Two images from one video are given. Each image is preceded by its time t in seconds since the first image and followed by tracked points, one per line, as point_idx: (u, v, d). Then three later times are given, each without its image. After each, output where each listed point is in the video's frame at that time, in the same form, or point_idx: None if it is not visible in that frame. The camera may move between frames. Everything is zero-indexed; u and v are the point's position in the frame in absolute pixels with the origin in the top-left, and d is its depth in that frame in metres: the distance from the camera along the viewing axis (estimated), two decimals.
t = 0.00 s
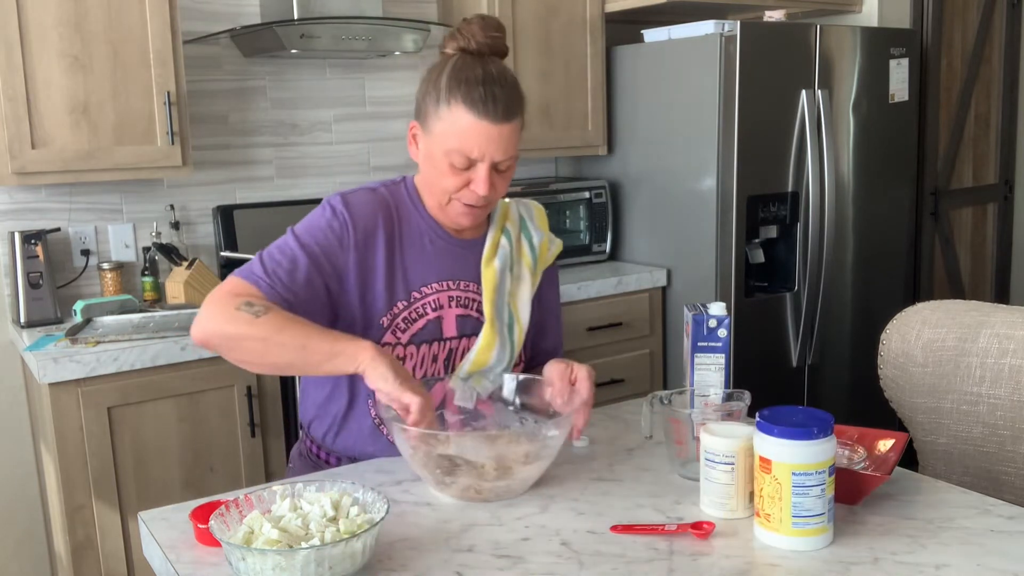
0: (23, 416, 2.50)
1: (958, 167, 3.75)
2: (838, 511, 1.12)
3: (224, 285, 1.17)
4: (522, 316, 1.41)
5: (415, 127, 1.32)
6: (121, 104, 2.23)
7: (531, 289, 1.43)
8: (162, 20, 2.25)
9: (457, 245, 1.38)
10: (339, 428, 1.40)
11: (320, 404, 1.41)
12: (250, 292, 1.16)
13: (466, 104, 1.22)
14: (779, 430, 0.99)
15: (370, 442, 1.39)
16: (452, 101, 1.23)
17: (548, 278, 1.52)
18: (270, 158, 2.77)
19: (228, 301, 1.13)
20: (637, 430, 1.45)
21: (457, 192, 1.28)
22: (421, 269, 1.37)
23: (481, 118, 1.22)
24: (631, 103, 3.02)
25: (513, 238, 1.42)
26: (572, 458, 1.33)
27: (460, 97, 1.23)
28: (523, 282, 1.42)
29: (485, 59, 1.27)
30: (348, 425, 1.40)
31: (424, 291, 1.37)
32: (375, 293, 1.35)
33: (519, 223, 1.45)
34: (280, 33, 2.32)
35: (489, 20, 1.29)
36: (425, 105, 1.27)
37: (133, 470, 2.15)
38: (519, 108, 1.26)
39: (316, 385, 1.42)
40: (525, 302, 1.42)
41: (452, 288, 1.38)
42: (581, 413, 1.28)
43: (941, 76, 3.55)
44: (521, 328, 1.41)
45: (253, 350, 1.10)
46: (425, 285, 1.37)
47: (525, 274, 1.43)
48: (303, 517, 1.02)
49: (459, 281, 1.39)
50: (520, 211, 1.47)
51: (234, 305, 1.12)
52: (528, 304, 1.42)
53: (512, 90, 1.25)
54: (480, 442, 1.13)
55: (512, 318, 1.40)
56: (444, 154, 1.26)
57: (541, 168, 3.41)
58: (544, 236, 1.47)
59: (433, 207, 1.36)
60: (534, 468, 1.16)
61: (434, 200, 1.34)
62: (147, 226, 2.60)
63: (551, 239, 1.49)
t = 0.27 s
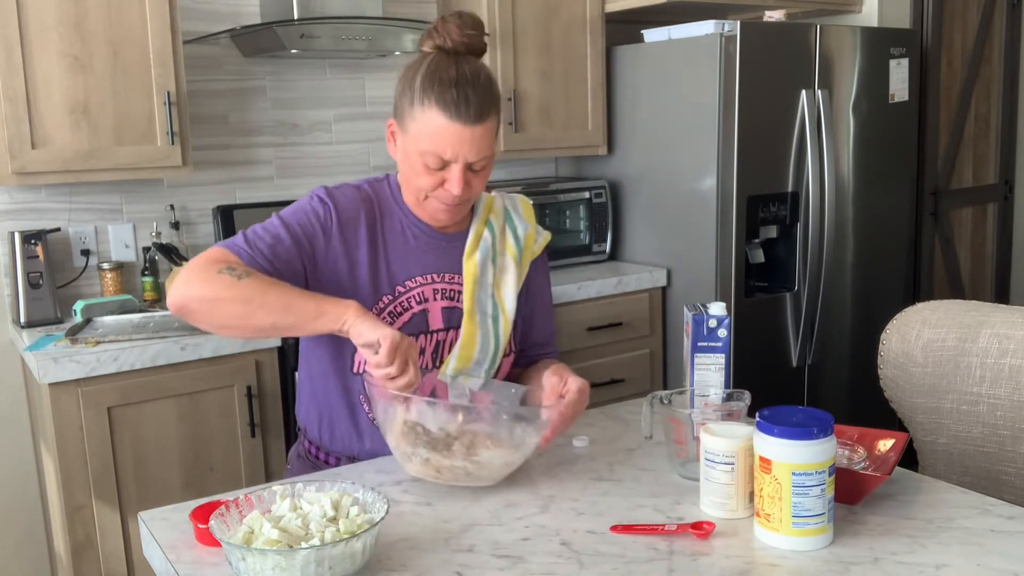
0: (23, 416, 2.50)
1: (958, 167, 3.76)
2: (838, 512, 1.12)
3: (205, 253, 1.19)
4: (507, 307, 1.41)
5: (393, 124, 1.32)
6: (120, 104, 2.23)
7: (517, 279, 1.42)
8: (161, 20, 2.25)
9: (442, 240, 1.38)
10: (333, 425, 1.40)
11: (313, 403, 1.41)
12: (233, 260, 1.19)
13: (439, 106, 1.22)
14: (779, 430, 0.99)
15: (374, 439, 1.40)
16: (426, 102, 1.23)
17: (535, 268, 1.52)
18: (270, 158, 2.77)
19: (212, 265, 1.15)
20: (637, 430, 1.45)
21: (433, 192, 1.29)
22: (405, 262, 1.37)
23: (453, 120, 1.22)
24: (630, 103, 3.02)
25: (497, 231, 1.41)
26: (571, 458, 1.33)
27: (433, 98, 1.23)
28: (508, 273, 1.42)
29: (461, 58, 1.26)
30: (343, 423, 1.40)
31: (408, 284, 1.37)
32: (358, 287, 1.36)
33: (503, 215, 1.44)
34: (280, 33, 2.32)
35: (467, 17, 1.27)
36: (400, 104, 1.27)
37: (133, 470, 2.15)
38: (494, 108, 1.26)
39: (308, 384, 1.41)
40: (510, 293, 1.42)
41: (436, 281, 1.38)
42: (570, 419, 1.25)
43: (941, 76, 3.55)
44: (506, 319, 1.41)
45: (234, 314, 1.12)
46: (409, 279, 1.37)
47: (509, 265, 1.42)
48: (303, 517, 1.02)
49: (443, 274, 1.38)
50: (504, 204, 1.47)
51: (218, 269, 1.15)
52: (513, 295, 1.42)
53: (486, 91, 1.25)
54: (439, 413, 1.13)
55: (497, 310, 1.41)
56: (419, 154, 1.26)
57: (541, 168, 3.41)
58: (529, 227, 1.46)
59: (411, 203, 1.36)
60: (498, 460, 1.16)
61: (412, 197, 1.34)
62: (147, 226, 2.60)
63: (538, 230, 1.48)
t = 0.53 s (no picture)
0: (23, 416, 2.50)
1: (958, 167, 3.76)
2: (838, 512, 1.12)
3: (216, 261, 1.18)
4: (504, 304, 1.43)
5: (395, 122, 1.32)
6: (120, 104, 2.23)
7: (513, 277, 1.44)
8: (161, 20, 2.25)
9: (440, 237, 1.38)
10: (331, 425, 1.40)
11: (310, 403, 1.42)
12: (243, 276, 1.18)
13: (442, 105, 1.22)
14: (779, 430, 0.99)
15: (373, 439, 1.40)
16: (429, 102, 1.23)
17: (531, 272, 1.52)
18: (270, 158, 2.77)
19: (222, 282, 1.14)
20: (637, 430, 1.45)
21: (433, 191, 1.29)
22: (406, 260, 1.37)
23: (457, 120, 1.22)
24: (631, 103, 3.02)
25: (493, 230, 1.42)
26: (571, 458, 1.33)
27: (437, 98, 1.23)
28: (505, 272, 1.43)
29: (466, 59, 1.26)
30: (341, 423, 1.40)
31: (409, 282, 1.37)
32: (359, 284, 1.35)
33: (500, 215, 1.45)
34: (280, 33, 2.32)
35: (472, 18, 1.27)
36: (403, 103, 1.27)
37: (133, 470, 2.15)
38: (497, 109, 1.26)
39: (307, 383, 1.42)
40: (507, 291, 1.43)
41: (436, 279, 1.38)
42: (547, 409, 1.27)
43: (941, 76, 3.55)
44: (504, 317, 1.42)
45: (237, 340, 1.11)
46: (410, 277, 1.37)
47: (506, 263, 1.43)
48: (303, 517, 1.02)
49: (443, 272, 1.39)
50: (500, 203, 1.47)
51: (229, 288, 1.14)
52: (510, 293, 1.43)
53: (490, 92, 1.25)
54: (408, 435, 1.13)
55: (494, 308, 1.42)
56: (421, 153, 1.26)
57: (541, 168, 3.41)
58: (524, 227, 1.47)
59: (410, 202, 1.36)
60: (482, 463, 1.18)
61: (412, 196, 1.34)
62: (147, 226, 2.60)
63: (531, 231, 1.50)
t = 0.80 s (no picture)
0: (23, 416, 2.50)
1: (958, 167, 3.76)
2: (838, 512, 1.12)
3: (205, 251, 1.21)
4: (505, 308, 1.43)
5: (412, 123, 1.31)
6: (120, 104, 2.23)
7: (516, 281, 1.44)
8: (161, 20, 2.25)
9: (447, 240, 1.39)
10: (331, 428, 1.40)
11: (310, 405, 1.42)
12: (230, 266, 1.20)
13: (466, 108, 1.22)
14: (779, 430, 0.99)
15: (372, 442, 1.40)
16: (452, 104, 1.23)
17: (532, 274, 1.52)
18: (270, 158, 2.77)
19: (210, 274, 1.18)
20: (637, 430, 1.45)
21: (449, 194, 1.29)
22: (413, 261, 1.37)
23: (480, 124, 1.22)
24: (631, 103, 3.02)
25: (498, 234, 1.43)
26: (571, 458, 1.33)
27: (460, 100, 1.22)
28: (508, 275, 1.43)
29: (488, 63, 1.26)
30: (340, 425, 1.40)
31: (415, 283, 1.37)
32: (365, 283, 1.35)
33: (504, 220, 1.46)
34: (280, 33, 2.32)
35: (494, 23, 1.27)
36: (423, 104, 1.26)
37: (133, 470, 2.15)
38: (519, 115, 1.26)
39: (307, 385, 1.42)
40: (509, 294, 1.43)
41: (441, 281, 1.38)
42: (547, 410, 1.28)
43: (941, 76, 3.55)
44: (504, 320, 1.42)
45: (225, 325, 1.18)
46: (416, 277, 1.37)
47: (510, 267, 1.44)
48: (303, 517, 1.02)
49: (448, 275, 1.39)
50: (504, 209, 1.47)
51: (213, 281, 1.18)
52: (512, 297, 1.43)
53: (512, 98, 1.25)
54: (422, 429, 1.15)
55: (495, 311, 1.41)
56: (439, 155, 1.26)
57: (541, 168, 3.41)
58: (529, 232, 1.47)
59: (421, 203, 1.36)
60: (487, 460, 1.18)
61: (424, 198, 1.34)
62: (148, 226, 2.60)
63: (535, 237, 1.50)
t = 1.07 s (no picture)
0: (23, 416, 2.50)
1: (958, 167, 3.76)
2: (838, 512, 1.12)
3: (229, 307, 1.24)
4: (505, 305, 1.42)
5: (408, 125, 1.31)
6: (120, 104, 2.23)
7: (515, 279, 1.43)
8: (161, 20, 2.25)
9: (445, 238, 1.38)
10: (329, 426, 1.40)
11: (308, 404, 1.42)
12: (257, 314, 1.23)
13: (463, 109, 1.22)
14: (779, 430, 0.99)
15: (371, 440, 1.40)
16: (449, 105, 1.23)
17: (533, 273, 1.52)
18: (270, 158, 2.77)
19: (247, 330, 1.22)
20: (637, 430, 1.45)
21: (447, 195, 1.29)
22: (411, 258, 1.36)
23: (476, 124, 1.22)
24: (631, 103, 3.02)
25: (498, 231, 1.42)
26: (571, 458, 1.33)
27: (456, 101, 1.22)
28: (507, 272, 1.43)
29: (484, 64, 1.26)
30: (338, 423, 1.40)
31: (414, 280, 1.37)
32: (364, 281, 1.35)
33: (505, 217, 1.45)
34: (280, 33, 2.32)
35: (489, 24, 1.28)
36: (420, 106, 1.26)
37: (133, 470, 2.15)
38: (515, 115, 1.26)
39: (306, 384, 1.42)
40: (508, 292, 1.43)
41: (440, 278, 1.38)
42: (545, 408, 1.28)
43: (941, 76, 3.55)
44: (504, 318, 1.42)
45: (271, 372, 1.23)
46: (415, 274, 1.37)
47: (509, 264, 1.43)
48: (303, 517, 1.02)
49: (447, 271, 1.38)
50: (505, 206, 1.47)
51: (246, 334, 1.21)
52: (511, 295, 1.43)
53: (508, 98, 1.25)
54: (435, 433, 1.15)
55: (494, 308, 1.41)
56: (437, 156, 1.26)
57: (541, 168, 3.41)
58: (529, 230, 1.47)
59: (420, 205, 1.36)
60: (491, 461, 1.18)
61: (422, 199, 1.34)
62: (147, 226, 2.60)
63: (536, 234, 1.50)
